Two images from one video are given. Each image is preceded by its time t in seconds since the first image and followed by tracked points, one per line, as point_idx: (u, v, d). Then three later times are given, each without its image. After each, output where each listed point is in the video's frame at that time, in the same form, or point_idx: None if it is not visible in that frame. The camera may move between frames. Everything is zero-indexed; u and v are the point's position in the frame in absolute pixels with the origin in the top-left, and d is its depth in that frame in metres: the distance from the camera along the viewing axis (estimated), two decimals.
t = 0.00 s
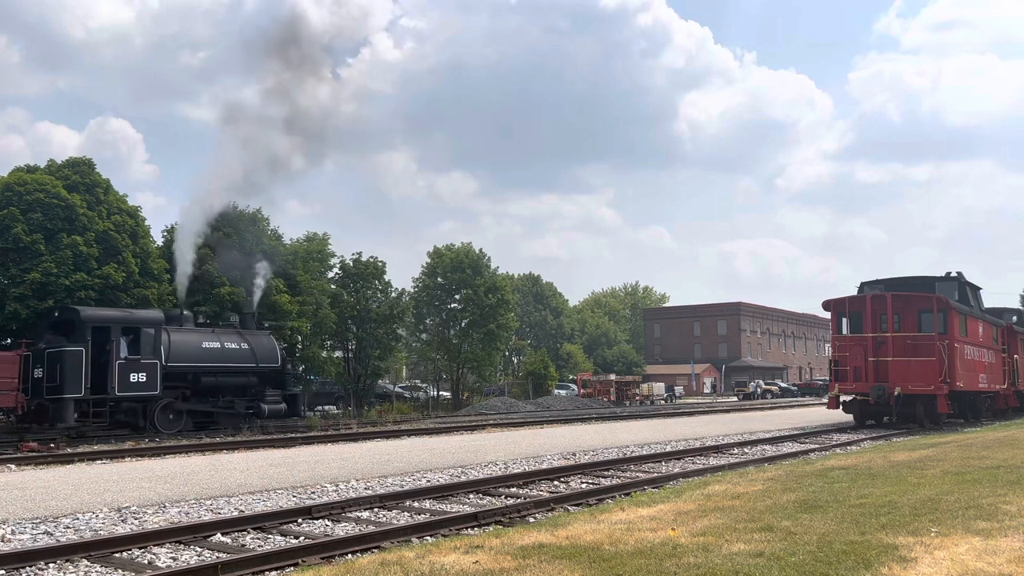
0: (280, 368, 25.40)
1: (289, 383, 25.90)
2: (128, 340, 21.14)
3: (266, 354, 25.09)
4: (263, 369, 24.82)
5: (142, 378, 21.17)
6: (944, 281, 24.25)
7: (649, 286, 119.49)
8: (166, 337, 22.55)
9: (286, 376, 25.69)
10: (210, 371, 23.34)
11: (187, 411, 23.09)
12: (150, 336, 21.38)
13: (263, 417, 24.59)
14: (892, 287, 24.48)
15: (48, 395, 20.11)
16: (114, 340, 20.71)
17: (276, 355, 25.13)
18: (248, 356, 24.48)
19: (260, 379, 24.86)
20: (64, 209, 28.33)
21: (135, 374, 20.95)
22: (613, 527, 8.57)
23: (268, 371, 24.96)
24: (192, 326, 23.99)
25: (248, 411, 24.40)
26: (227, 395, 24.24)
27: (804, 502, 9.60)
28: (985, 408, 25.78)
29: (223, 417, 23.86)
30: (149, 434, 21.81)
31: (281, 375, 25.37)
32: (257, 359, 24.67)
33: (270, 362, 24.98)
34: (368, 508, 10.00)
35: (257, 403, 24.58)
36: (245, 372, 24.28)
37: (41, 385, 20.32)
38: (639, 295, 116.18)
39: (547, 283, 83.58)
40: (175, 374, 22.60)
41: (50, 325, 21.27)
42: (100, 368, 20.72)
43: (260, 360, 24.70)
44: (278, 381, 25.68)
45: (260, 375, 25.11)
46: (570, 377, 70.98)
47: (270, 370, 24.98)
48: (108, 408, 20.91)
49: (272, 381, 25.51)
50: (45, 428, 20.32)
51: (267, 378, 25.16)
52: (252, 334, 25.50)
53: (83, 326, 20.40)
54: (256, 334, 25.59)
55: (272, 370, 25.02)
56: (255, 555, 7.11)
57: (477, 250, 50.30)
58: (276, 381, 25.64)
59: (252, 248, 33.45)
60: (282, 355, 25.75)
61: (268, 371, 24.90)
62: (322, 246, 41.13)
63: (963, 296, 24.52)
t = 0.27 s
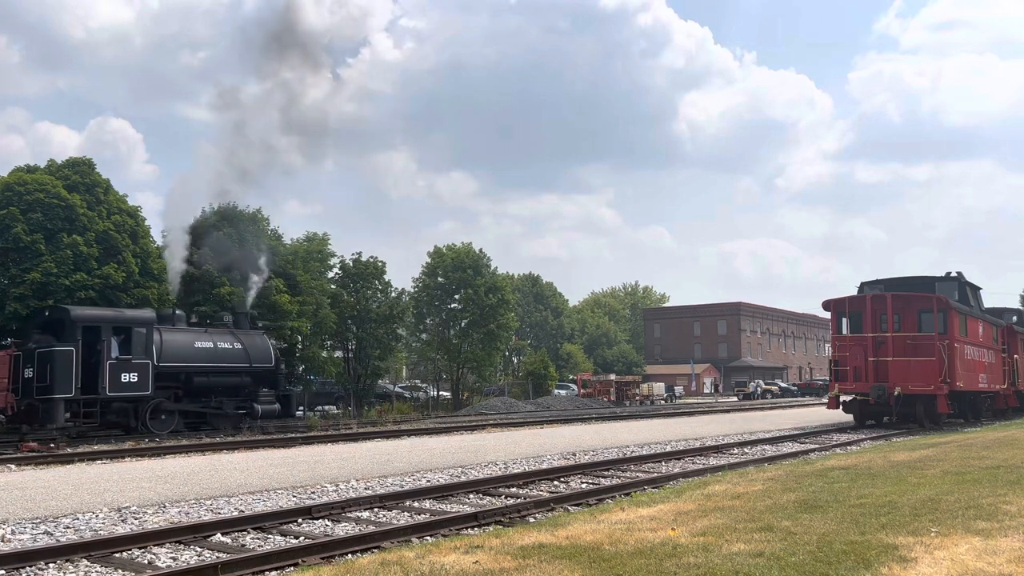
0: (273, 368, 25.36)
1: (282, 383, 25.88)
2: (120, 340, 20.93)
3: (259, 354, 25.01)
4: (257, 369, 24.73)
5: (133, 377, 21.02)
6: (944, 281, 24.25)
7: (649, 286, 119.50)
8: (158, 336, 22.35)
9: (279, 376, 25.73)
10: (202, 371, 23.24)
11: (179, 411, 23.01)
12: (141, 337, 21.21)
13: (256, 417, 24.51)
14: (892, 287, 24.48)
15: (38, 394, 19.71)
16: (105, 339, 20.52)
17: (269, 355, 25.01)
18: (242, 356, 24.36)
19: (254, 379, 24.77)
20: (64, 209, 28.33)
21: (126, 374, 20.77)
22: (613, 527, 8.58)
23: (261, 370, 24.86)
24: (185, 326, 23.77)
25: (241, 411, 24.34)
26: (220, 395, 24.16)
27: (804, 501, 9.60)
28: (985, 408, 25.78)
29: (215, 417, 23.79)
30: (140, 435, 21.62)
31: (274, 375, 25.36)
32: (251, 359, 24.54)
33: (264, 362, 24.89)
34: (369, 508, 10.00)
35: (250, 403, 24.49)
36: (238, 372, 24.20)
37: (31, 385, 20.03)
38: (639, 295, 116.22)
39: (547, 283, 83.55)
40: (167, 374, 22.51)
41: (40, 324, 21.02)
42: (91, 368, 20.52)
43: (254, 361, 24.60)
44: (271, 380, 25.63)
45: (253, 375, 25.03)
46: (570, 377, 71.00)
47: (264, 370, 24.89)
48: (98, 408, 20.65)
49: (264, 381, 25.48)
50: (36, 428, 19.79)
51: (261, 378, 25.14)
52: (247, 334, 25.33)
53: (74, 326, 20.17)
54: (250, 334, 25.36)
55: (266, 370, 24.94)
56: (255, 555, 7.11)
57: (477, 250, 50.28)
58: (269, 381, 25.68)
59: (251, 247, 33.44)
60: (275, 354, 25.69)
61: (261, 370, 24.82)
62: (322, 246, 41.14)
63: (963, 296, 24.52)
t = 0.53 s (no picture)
0: (268, 369, 25.17)
1: (277, 384, 25.61)
2: (110, 340, 20.63)
3: (252, 354, 24.89)
4: (250, 369, 24.56)
5: (125, 378, 20.73)
6: (944, 281, 24.26)
7: (649, 286, 119.48)
8: (150, 335, 22.28)
9: (274, 376, 25.37)
10: (195, 371, 23.02)
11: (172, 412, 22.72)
12: (133, 336, 20.92)
13: (250, 418, 24.20)
14: (892, 287, 24.48)
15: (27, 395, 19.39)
16: (96, 340, 20.25)
17: (262, 355, 24.87)
18: (235, 357, 24.24)
19: (247, 379, 24.52)
20: (64, 208, 28.33)
21: (117, 375, 20.46)
22: (613, 527, 8.58)
23: (256, 371, 24.74)
24: (177, 325, 23.83)
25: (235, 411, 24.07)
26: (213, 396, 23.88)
27: (804, 501, 9.60)
28: (985, 408, 25.78)
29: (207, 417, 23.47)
30: (130, 436, 21.03)
31: (268, 375, 25.09)
32: (244, 359, 24.39)
33: (257, 362, 24.77)
34: (368, 508, 10.01)
35: (244, 403, 24.18)
36: (232, 372, 24.01)
37: (21, 385, 19.72)
38: (639, 295, 116.20)
39: (547, 283, 83.48)
40: (159, 374, 22.32)
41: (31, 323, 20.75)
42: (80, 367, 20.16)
43: (247, 360, 24.48)
44: (265, 381, 25.37)
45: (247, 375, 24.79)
46: (570, 377, 71.02)
47: (257, 369, 24.73)
48: (89, 409, 20.20)
49: (259, 381, 25.23)
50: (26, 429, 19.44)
51: (255, 379, 24.87)
52: (241, 334, 25.35)
53: (64, 326, 19.80)
54: (245, 334, 25.45)
55: (259, 370, 24.75)
56: (256, 555, 7.10)
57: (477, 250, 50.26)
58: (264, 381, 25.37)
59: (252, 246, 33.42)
60: (269, 355, 25.50)
61: (254, 370, 24.64)
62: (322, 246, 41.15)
63: (963, 296, 24.53)
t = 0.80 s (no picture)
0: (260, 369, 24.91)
1: (269, 385, 25.49)
2: (101, 340, 20.21)
3: (246, 354, 24.60)
4: (243, 369, 24.29)
5: (116, 378, 20.31)
6: (944, 281, 24.26)
7: (649, 286, 119.52)
8: (141, 335, 21.80)
9: (267, 376, 25.17)
10: (188, 371, 22.70)
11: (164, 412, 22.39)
12: (123, 336, 20.55)
13: (242, 419, 24.00)
14: (893, 287, 24.49)
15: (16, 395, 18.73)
16: (87, 339, 19.83)
17: (257, 355, 24.67)
18: (228, 357, 23.93)
19: (240, 379, 24.30)
20: (64, 208, 28.33)
21: (108, 375, 20.04)
22: (613, 527, 8.58)
23: (248, 372, 24.45)
24: (170, 326, 23.29)
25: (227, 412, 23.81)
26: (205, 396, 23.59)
27: (804, 501, 9.60)
28: (985, 408, 25.78)
29: (200, 418, 23.25)
30: (126, 436, 20.83)
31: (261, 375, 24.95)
32: (237, 360, 24.07)
33: (250, 361, 24.49)
34: (368, 508, 10.00)
35: (236, 403, 23.96)
36: (225, 372, 23.73)
37: (10, 386, 19.02)
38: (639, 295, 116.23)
39: (548, 283, 83.45)
40: (151, 375, 21.95)
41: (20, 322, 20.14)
42: (70, 367, 19.63)
43: (240, 360, 24.20)
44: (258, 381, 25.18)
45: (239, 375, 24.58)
46: (570, 377, 71.08)
47: (250, 369, 24.46)
48: (79, 409, 19.75)
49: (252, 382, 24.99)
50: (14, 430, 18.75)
51: (247, 379, 24.59)
52: (235, 335, 25.00)
53: (54, 325, 19.31)
54: (237, 335, 25.05)
55: (252, 370, 24.51)
56: (256, 555, 7.10)
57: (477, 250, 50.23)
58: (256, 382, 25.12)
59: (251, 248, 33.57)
60: (262, 355, 25.32)
61: (248, 370, 24.37)
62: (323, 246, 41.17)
63: (963, 296, 24.53)
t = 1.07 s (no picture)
0: (253, 369, 24.37)
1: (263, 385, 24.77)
2: (92, 339, 19.87)
3: (239, 353, 24.08)
4: (236, 370, 23.77)
5: (106, 378, 19.96)
6: (944, 281, 24.26)
7: (649, 286, 119.54)
8: (133, 335, 21.48)
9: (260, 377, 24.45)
10: (180, 372, 22.32)
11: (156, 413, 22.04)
12: (115, 336, 20.22)
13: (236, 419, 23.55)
14: (893, 287, 24.48)
15: (5, 396, 18.39)
16: (77, 339, 19.46)
17: (250, 355, 24.09)
18: (221, 357, 23.46)
19: (233, 380, 23.84)
20: (64, 208, 28.32)
21: (99, 374, 19.69)
22: (613, 527, 8.58)
23: (241, 372, 23.90)
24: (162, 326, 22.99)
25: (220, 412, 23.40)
26: (199, 396, 23.21)
27: (804, 501, 9.60)
28: (985, 408, 25.79)
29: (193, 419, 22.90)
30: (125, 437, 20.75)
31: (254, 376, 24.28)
32: (230, 360, 23.56)
33: (243, 361, 23.93)
34: (368, 508, 10.00)
35: (229, 404, 23.50)
36: (217, 373, 23.29)
37: None
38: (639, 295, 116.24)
39: (548, 283, 83.40)
40: (142, 374, 21.59)
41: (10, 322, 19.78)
42: (60, 367, 19.30)
43: (233, 360, 23.63)
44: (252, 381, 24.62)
45: (232, 375, 24.15)
46: (570, 377, 71.16)
47: (243, 370, 23.91)
48: (69, 410, 19.35)
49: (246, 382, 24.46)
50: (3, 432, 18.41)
51: (240, 379, 24.09)
52: (228, 334, 24.52)
53: (43, 324, 18.95)
54: (231, 335, 24.52)
55: (245, 371, 23.92)
56: (256, 555, 7.10)
57: (478, 250, 50.21)
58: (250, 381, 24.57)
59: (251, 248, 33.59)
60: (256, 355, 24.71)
61: (241, 371, 23.84)
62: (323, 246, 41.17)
63: (963, 296, 24.53)
